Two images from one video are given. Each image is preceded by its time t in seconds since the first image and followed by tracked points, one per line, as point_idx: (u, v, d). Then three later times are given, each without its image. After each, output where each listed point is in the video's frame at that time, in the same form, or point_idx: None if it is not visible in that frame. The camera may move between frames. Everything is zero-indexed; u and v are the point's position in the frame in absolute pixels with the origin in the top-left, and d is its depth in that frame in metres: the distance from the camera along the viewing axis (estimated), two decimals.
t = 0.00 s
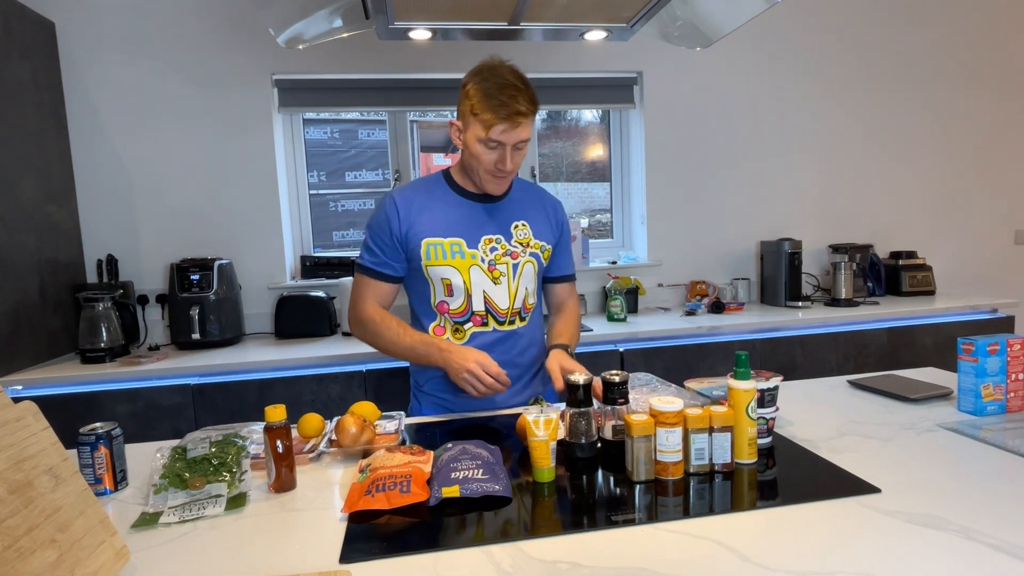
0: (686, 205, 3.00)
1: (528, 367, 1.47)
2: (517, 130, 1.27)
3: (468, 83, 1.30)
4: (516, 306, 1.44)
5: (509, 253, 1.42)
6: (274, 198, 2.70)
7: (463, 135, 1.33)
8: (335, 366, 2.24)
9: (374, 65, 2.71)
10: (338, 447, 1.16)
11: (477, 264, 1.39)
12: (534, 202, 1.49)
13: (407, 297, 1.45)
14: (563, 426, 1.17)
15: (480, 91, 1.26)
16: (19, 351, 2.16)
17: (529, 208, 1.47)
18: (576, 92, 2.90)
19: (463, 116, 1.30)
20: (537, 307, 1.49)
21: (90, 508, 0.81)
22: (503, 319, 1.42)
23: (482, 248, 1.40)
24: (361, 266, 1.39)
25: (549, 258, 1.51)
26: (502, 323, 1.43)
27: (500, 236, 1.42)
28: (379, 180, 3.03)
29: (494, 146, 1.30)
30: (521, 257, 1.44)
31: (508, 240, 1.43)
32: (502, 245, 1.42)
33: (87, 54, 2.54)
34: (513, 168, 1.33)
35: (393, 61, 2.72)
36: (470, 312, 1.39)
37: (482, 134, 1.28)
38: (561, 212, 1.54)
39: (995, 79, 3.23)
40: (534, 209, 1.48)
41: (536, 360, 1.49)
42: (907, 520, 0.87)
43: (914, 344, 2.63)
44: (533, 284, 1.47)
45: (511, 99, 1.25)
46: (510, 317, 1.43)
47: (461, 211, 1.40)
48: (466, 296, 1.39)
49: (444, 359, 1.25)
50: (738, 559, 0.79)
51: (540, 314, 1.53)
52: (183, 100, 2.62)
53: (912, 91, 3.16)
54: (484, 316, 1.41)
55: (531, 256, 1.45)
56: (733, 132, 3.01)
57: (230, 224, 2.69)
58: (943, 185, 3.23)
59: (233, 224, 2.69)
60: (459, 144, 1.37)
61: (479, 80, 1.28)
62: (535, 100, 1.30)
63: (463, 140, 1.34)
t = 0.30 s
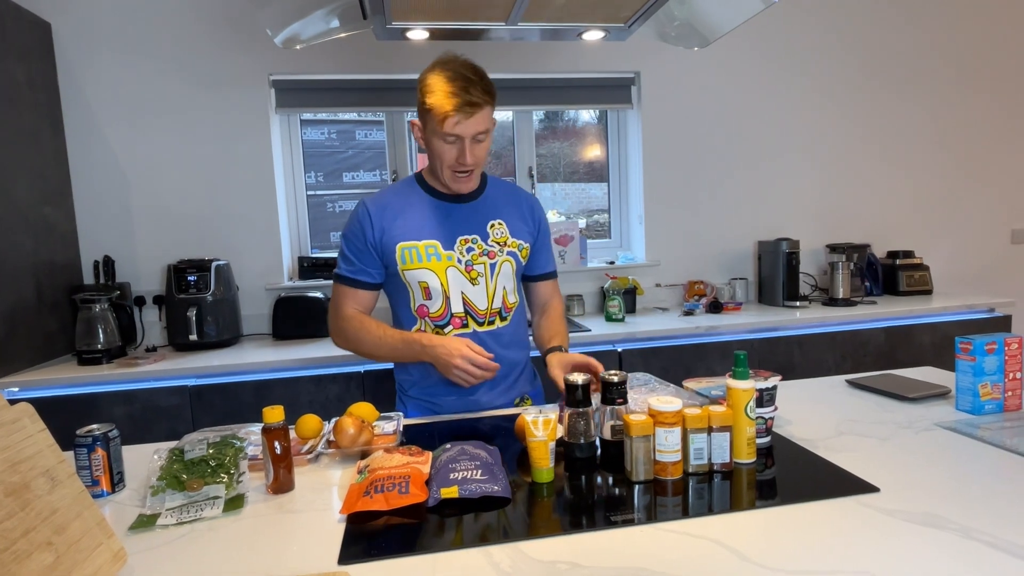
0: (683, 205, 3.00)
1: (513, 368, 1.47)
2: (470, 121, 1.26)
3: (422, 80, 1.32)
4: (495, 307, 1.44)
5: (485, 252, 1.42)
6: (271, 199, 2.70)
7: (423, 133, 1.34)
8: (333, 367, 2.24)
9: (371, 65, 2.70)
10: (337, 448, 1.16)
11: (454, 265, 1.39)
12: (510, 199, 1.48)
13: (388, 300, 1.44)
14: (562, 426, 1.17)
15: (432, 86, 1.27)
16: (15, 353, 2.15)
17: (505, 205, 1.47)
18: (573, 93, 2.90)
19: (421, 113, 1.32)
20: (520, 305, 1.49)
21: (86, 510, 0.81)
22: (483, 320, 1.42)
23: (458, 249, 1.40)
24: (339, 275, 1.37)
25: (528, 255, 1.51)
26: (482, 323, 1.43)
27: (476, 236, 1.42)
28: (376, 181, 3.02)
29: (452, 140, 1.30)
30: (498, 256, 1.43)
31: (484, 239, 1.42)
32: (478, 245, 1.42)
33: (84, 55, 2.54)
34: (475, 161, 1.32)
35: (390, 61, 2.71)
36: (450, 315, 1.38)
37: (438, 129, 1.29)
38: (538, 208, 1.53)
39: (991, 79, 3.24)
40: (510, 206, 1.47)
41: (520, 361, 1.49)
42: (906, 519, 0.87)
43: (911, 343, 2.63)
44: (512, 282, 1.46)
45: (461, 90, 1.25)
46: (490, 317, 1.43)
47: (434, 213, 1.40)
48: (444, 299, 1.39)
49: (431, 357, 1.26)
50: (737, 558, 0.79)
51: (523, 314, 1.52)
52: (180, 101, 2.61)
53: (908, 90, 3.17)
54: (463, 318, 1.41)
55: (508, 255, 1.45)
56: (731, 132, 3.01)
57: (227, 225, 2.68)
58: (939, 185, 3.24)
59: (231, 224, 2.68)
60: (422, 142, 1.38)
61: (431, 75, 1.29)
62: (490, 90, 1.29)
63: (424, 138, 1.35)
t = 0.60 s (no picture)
0: (683, 205, 3.00)
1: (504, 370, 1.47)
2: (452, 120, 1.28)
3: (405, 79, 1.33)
4: (489, 308, 1.44)
5: (477, 254, 1.43)
6: (271, 200, 2.70)
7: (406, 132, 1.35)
8: (332, 368, 2.23)
9: (371, 66, 2.70)
10: (336, 449, 1.16)
11: (447, 268, 1.39)
12: (499, 201, 1.49)
13: (376, 301, 1.42)
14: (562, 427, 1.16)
15: (414, 84, 1.29)
16: (15, 354, 2.15)
17: (494, 207, 1.47)
18: (573, 94, 2.90)
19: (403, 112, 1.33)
20: (511, 306, 1.50)
21: (85, 512, 0.81)
22: (478, 322, 1.43)
23: (450, 251, 1.40)
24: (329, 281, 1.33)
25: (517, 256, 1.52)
26: (477, 325, 1.43)
27: (468, 238, 1.42)
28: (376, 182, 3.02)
29: (433, 139, 1.31)
30: (490, 258, 1.44)
31: (476, 241, 1.43)
32: (470, 247, 1.42)
33: (83, 56, 2.54)
34: (457, 162, 1.33)
35: (389, 62, 2.71)
36: (445, 318, 1.39)
37: (419, 128, 1.30)
38: (526, 209, 1.54)
39: (991, 79, 3.24)
40: (499, 208, 1.48)
41: (512, 363, 1.49)
42: (905, 520, 0.87)
43: (911, 343, 2.63)
44: (504, 283, 1.47)
45: (443, 89, 1.26)
46: (484, 319, 1.44)
47: (425, 216, 1.40)
48: (439, 302, 1.39)
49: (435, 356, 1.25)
50: (737, 559, 0.79)
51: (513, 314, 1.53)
52: (179, 102, 2.61)
53: (907, 91, 3.17)
54: (458, 320, 1.41)
55: (500, 256, 1.46)
56: (730, 133, 3.01)
57: (227, 226, 2.68)
58: (938, 185, 3.24)
59: (231, 225, 2.68)
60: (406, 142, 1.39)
61: (413, 73, 1.30)
62: (473, 92, 1.31)
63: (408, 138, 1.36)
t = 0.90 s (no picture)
0: (683, 206, 3.00)
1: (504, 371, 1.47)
2: (454, 121, 1.27)
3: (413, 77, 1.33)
4: (492, 308, 1.45)
5: (479, 254, 1.43)
6: (271, 202, 2.70)
7: (410, 131, 1.35)
8: (333, 370, 2.23)
9: (371, 68, 2.71)
10: (335, 451, 1.15)
11: (451, 268, 1.39)
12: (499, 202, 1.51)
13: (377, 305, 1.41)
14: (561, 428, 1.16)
15: (420, 82, 1.29)
16: (15, 356, 2.16)
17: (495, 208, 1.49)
18: (573, 95, 2.90)
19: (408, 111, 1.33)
20: (512, 305, 1.51)
21: (84, 514, 0.81)
22: (481, 322, 1.43)
23: (454, 251, 1.40)
24: (345, 284, 1.30)
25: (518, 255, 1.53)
26: (481, 326, 1.43)
27: (470, 238, 1.43)
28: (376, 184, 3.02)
29: (435, 138, 1.30)
30: (491, 257, 1.45)
31: (478, 241, 1.44)
32: (472, 247, 1.43)
33: (83, 59, 2.54)
34: (457, 163, 1.33)
35: (390, 64, 2.72)
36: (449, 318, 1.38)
37: (421, 126, 1.30)
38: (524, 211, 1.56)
39: (990, 79, 3.24)
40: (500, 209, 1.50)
41: (512, 363, 1.49)
42: (904, 520, 0.87)
43: (911, 343, 2.63)
44: (506, 283, 1.48)
45: (448, 89, 1.26)
46: (489, 318, 1.44)
47: (429, 216, 1.41)
48: (443, 302, 1.39)
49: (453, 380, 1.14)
50: (736, 560, 0.79)
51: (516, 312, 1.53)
52: (179, 104, 2.61)
53: (907, 91, 3.17)
54: (462, 321, 1.41)
55: (501, 256, 1.46)
56: (730, 134, 3.01)
57: (227, 228, 2.68)
58: (938, 186, 3.24)
59: (230, 227, 2.68)
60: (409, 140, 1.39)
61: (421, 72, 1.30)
62: (478, 96, 1.31)
63: (410, 136, 1.36)
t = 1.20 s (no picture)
0: (683, 207, 3.00)
1: (515, 374, 1.47)
2: (479, 129, 1.27)
3: (434, 81, 1.31)
4: (502, 311, 1.45)
5: (491, 256, 1.43)
6: (271, 203, 2.70)
7: (429, 135, 1.33)
8: (333, 371, 2.23)
9: (371, 69, 2.71)
10: (337, 452, 1.16)
11: (463, 269, 1.39)
12: (509, 205, 1.52)
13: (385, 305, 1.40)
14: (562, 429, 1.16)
15: (446, 89, 1.27)
16: (16, 358, 2.16)
17: (506, 211, 1.49)
18: (573, 96, 2.91)
19: (429, 116, 1.30)
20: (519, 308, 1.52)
21: (85, 516, 0.81)
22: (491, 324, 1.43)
23: (465, 253, 1.40)
24: (355, 278, 1.28)
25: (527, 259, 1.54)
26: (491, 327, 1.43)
27: (482, 240, 1.43)
28: (376, 185, 3.02)
29: (459, 145, 1.30)
30: (503, 259, 1.45)
31: (490, 243, 1.43)
32: (485, 248, 1.42)
33: (83, 61, 2.54)
34: (478, 168, 1.33)
35: (390, 65, 2.72)
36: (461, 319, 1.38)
37: (447, 133, 1.28)
38: (534, 214, 1.57)
39: (990, 79, 3.24)
40: (511, 212, 1.51)
41: (522, 367, 1.50)
42: (905, 520, 0.87)
43: (912, 344, 2.63)
44: (515, 285, 1.49)
45: (476, 98, 1.25)
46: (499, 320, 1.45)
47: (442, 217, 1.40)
48: (454, 303, 1.38)
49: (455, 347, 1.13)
50: (737, 561, 0.79)
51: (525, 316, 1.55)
52: (179, 106, 2.61)
53: (907, 91, 3.17)
54: (472, 322, 1.41)
55: (513, 258, 1.47)
56: (730, 135, 3.01)
57: (227, 229, 2.68)
58: (939, 186, 3.24)
59: (231, 229, 2.68)
60: (426, 143, 1.37)
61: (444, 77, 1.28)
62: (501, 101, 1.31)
63: (428, 140, 1.34)
